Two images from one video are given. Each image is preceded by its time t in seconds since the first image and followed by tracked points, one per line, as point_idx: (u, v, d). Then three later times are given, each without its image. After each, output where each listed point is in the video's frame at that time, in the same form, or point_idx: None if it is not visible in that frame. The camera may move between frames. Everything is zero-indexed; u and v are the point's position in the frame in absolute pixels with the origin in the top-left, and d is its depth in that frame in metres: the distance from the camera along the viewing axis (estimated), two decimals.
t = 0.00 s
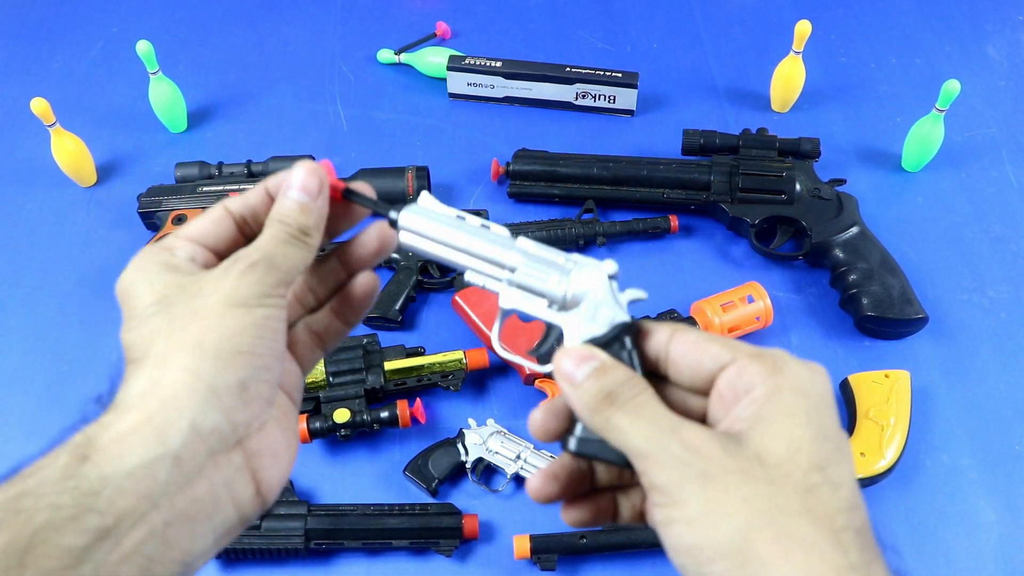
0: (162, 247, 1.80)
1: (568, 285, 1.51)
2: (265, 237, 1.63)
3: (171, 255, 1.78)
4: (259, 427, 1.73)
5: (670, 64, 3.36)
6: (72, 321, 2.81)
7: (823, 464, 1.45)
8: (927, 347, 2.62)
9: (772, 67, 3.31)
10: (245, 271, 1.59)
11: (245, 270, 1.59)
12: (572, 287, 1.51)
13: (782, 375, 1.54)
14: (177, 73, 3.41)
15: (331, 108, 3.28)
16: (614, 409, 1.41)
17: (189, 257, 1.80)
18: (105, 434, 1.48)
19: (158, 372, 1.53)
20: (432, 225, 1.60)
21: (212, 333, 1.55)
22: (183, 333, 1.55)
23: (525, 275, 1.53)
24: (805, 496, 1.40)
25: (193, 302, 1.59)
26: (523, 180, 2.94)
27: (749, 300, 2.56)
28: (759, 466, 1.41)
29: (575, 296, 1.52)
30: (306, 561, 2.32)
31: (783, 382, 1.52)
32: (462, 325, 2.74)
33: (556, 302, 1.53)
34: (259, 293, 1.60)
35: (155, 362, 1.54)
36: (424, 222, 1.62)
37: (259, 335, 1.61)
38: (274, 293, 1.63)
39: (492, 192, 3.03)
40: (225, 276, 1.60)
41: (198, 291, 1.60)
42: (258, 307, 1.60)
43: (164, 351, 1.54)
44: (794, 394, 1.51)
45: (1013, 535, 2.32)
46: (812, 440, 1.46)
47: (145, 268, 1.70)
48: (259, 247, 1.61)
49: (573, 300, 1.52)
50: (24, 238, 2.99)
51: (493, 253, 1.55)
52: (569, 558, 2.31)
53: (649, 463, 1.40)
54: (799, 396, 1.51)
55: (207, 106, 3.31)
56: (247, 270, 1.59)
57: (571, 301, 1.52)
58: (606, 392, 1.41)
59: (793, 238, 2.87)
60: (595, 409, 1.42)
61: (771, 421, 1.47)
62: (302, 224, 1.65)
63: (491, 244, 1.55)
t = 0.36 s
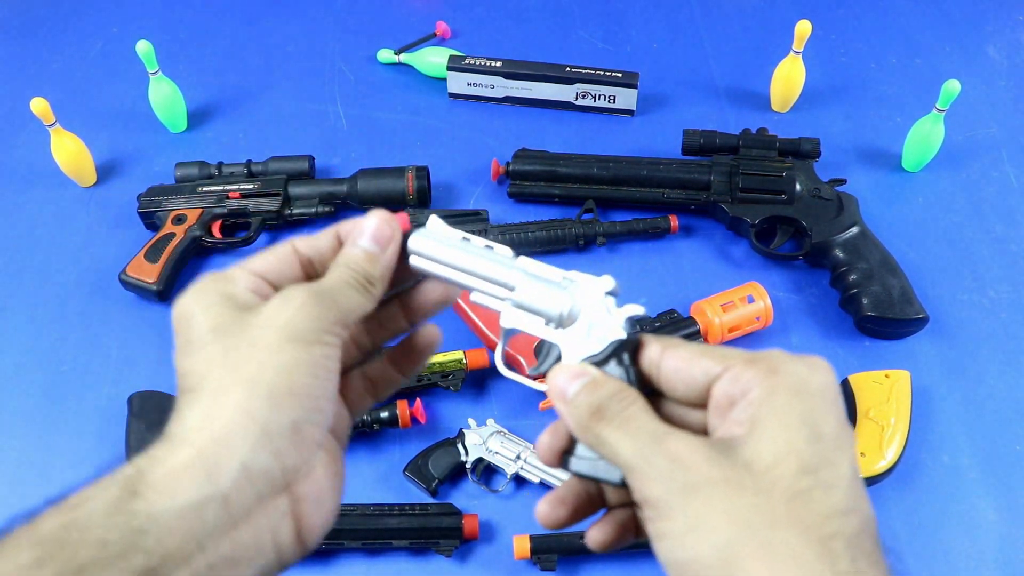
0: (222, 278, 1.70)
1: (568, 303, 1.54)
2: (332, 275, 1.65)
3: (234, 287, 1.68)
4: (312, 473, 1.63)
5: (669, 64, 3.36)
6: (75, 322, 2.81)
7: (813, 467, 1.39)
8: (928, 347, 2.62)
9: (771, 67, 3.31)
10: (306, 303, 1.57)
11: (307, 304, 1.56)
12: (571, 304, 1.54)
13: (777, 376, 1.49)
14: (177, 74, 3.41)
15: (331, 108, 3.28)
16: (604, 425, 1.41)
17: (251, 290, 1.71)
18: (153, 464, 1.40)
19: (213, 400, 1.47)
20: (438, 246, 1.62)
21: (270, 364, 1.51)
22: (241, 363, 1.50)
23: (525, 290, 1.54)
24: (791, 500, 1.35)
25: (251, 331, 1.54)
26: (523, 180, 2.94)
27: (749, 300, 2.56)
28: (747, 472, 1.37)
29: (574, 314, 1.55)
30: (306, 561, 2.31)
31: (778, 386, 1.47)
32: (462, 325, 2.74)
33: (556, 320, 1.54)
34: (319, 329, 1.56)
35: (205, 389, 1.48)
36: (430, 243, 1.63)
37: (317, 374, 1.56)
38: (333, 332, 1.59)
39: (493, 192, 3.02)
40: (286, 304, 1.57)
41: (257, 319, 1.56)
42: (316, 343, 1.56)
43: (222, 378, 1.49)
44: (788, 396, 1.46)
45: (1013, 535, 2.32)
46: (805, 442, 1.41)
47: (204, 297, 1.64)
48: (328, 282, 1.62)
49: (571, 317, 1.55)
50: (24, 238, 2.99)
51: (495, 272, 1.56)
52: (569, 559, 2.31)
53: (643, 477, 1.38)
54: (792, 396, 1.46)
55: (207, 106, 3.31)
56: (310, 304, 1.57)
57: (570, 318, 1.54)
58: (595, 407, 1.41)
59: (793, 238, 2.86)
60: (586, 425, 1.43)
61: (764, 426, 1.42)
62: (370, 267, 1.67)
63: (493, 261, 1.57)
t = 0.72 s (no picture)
0: (292, 289, 1.58)
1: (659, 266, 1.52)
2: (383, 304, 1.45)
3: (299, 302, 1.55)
4: (362, 538, 1.47)
5: (670, 64, 3.36)
6: (75, 322, 2.81)
7: (797, 508, 1.28)
8: (928, 347, 2.62)
9: (771, 67, 3.31)
10: (359, 351, 1.39)
11: (362, 354, 1.38)
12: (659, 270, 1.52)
13: (791, 394, 1.38)
14: (177, 74, 3.41)
15: (331, 108, 3.28)
16: (616, 416, 1.39)
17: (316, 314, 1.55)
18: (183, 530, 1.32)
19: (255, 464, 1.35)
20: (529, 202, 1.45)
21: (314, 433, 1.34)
22: (289, 427, 1.35)
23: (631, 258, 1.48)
24: (760, 544, 1.26)
25: (303, 387, 1.38)
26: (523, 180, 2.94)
27: (749, 300, 2.56)
28: (726, 500, 1.28)
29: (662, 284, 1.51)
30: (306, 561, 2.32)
31: (792, 407, 1.36)
32: (462, 326, 2.74)
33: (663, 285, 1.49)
34: (373, 388, 1.39)
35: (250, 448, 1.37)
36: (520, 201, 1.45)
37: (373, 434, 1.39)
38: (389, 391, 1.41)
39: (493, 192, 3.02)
40: (339, 354, 1.39)
41: (308, 368, 1.40)
42: (371, 404, 1.38)
43: (270, 446, 1.35)
44: (800, 424, 1.34)
45: (1013, 535, 2.32)
46: (807, 477, 1.30)
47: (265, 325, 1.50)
48: (375, 317, 1.43)
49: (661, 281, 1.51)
50: (25, 237, 2.99)
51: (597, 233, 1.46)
52: (569, 559, 2.31)
53: (635, 490, 1.36)
54: (803, 421, 1.35)
55: (207, 106, 3.31)
56: (363, 355, 1.39)
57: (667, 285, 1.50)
58: (610, 398, 1.39)
59: (793, 238, 2.86)
60: (602, 410, 1.42)
61: (769, 445, 1.33)
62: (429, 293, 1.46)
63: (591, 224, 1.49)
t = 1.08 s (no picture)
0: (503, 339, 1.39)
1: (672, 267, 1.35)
2: (608, 410, 1.24)
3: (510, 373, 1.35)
4: None
5: (670, 64, 3.36)
6: (75, 322, 2.80)
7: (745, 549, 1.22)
8: (928, 347, 2.62)
9: (771, 67, 3.31)
10: (564, 480, 1.20)
11: (557, 479, 1.20)
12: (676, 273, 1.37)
13: (743, 423, 1.26)
14: (177, 74, 3.41)
15: (331, 108, 3.28)
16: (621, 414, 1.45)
17: (531, 381, 1.36)
18: None
19: None
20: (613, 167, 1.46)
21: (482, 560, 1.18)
22: (459, 550, 1.18)
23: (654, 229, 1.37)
24: None
25: (487, 497, 1.21)
26: (522, 180, 2.94)
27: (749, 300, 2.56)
28: (682, 541, 1.27)
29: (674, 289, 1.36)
30: (306, 561, 2.32)
31: (745, 436, 1.25)
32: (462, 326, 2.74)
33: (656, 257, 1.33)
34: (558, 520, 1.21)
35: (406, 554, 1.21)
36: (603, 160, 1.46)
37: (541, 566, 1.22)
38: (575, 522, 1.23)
39: (492, 192, 3.02)
40: (531, 475, 1.20)
41: (492, 477, 1.22)
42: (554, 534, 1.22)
43: (428, 551, 1.19)
44: (749, 462, 1.23)
45: (1013, 535, 2.32)
46: (756, 516, 1.21)
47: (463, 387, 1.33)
48: (602, 441, 1.22)
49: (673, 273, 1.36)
50: (24, 237, 2.99)
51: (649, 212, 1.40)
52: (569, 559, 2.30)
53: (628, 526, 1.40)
54: (755, 454, 1.23)
55: (207, 106, 3.31)
56: (565, 482, 1.20)
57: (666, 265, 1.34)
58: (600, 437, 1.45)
59: (793, 238, 2.86)
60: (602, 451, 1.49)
61: (718, 477, 1.24)
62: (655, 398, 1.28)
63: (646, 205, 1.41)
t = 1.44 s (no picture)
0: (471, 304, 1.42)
1: (565, 291, 1.26)
2: (540, 369, 1.26)
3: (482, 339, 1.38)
4: None
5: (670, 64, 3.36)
6: (75, 322, 2.80)
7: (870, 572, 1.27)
8: (928, 347, 2.62)
9: (770, 67, 3.31)
10: (495, 440, 1.25)
11: (505, 447, 1.26)
12: (567, 298, 1.27)
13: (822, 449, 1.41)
14: (177, 74, 3.41)
15: (331, 108, 3.28)
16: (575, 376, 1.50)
17: (491, 341, 1.38)
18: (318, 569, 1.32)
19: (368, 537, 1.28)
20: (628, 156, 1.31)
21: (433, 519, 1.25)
22: (413, 514, 1.26)
23: (581, 242, 1.24)
24: None
25: (432, 460, 1.28)
26: (522, 180, 2.94)
27: (749, 300, 2.56)
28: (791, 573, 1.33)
29: (559, 314, 1.27)
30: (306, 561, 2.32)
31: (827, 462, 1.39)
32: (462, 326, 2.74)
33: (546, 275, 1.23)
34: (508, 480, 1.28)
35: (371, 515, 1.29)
36: (626, 144, 1.30)
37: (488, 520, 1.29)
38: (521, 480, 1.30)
39: (492, 192, 3.02)
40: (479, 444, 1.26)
41: (444, 444, 1.28)
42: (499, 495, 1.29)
43: (385, 511, 1.29)
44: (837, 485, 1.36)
45: (1012, 535, 2.32)
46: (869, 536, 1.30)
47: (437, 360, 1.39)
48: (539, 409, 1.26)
49: (563, 297, 1.26)
50: (25, 237, 2.99)
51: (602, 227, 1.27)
52: (568, 558, 2.30)
53: None
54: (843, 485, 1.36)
55: (207, 106, 3.31)
56: (499, 447, 1.25)
57: (549, 283, 1.23)
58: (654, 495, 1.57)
59: (793, 238, 2.86)
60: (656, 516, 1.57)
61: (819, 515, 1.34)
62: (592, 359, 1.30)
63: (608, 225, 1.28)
